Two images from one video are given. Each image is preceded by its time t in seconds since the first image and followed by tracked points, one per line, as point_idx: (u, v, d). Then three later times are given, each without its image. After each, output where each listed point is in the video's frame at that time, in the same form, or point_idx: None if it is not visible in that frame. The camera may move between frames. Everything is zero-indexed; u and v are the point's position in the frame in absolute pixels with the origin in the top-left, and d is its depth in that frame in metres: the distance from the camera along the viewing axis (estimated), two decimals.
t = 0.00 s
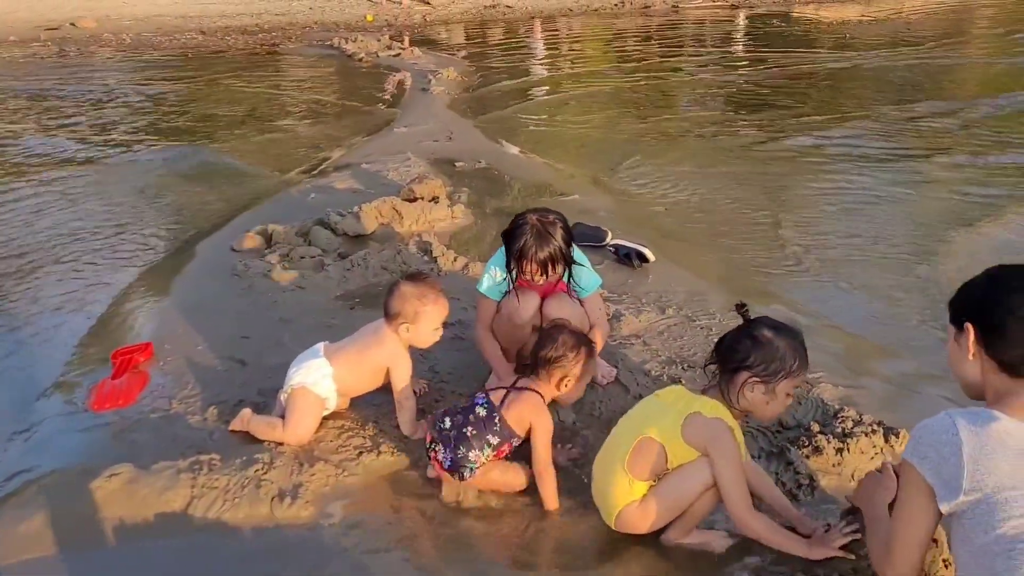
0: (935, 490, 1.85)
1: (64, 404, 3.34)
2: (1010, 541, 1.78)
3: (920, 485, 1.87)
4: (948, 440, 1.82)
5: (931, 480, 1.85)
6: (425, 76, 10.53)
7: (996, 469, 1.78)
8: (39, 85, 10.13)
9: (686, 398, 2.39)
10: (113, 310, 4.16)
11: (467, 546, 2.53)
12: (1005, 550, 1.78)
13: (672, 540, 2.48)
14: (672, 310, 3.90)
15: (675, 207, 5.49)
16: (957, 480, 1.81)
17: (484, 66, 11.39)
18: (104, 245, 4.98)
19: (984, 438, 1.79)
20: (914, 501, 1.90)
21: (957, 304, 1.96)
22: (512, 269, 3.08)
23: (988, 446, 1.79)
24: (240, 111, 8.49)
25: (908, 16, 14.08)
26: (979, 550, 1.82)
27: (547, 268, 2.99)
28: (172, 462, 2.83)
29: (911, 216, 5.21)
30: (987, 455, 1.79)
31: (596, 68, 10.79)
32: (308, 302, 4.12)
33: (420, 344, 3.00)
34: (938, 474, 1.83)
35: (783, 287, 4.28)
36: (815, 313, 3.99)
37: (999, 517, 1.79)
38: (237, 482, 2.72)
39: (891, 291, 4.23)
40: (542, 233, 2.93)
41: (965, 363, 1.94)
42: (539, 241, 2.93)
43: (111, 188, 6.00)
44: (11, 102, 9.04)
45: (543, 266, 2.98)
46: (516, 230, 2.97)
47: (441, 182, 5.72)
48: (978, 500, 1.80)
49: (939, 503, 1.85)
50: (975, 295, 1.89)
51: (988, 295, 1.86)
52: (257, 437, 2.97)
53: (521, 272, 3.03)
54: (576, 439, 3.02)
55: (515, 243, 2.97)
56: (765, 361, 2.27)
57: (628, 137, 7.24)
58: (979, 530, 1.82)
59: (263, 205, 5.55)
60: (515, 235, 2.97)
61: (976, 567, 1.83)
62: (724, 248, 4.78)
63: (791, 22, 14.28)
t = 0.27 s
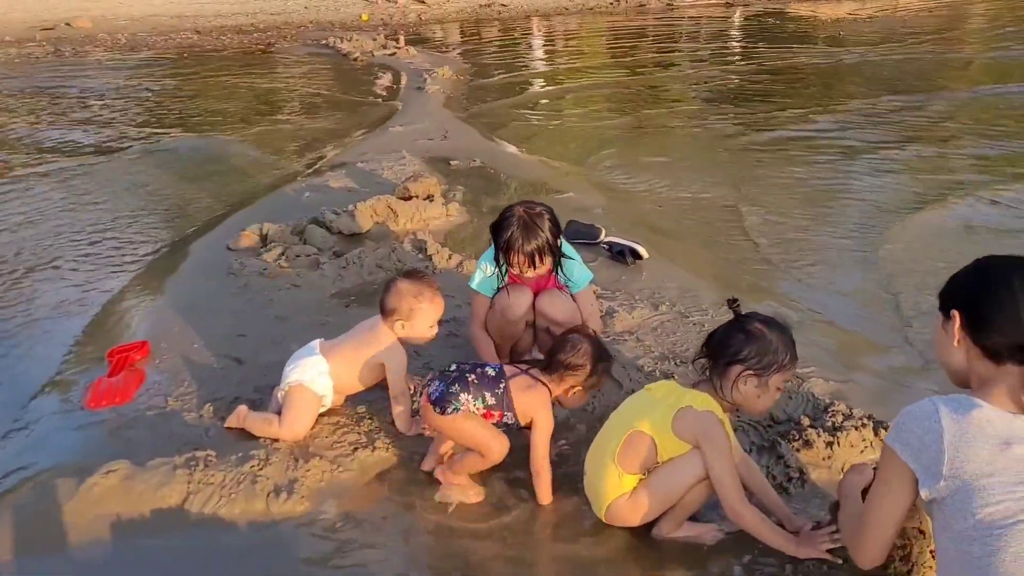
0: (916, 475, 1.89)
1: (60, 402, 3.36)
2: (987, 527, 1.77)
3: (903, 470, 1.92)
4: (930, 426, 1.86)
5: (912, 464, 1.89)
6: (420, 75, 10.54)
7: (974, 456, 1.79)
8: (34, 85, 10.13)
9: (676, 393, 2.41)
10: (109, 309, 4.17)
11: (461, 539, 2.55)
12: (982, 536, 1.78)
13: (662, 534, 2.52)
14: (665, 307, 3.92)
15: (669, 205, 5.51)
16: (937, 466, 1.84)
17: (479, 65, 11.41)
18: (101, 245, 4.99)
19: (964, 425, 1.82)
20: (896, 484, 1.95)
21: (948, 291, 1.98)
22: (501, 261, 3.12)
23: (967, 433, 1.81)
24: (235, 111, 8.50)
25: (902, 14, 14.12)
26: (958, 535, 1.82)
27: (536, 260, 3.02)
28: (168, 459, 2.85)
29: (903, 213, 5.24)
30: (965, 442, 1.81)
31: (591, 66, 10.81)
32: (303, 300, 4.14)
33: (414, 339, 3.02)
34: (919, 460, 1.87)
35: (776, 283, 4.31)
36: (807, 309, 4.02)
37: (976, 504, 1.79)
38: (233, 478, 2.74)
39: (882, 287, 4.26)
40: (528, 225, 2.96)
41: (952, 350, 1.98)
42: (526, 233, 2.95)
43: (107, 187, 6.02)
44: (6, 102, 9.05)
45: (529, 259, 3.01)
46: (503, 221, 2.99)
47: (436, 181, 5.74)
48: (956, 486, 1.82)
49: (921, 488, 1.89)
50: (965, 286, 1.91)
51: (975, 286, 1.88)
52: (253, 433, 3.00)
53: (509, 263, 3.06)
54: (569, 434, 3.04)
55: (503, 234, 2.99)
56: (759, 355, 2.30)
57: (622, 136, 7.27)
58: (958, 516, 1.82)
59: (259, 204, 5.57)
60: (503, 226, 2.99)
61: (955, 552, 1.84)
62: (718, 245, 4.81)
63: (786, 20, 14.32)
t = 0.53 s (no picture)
0: (894, 470, 1.98)
1: (62, 400, 3.42)
2: (960, 518, 1.86)
3: (881, 466, 2.01)
4: (908, 423, 1.95)
5: (890, 460, 1.98)
6: (419, 77, 10.60)
7: (948, 450, 1.89)
8: (34, 88, 10.19)
9: (662, 386, 2.46)
10: (109, 309, 4.22)
11: (455, 532, 2.61)
12: (954, 527, 1.86)
13: (653, 526, 2.57)
14: (658, 306, 3.98)
15: (664, 206, 5.57)
16: (913, 461, 1.93)
17: (478, 68, 11.46)
18: (101, 246, 5.04)
19: (938, 421, 1.91)
20: (878, 482, 2.04)
21: (927, 290, 2.02)
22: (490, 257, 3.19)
23: (942, 428, 1.90)
24: (234, 113, 8.55)
25: (900, 16, 14.16)
26: (933, 527, 1.91)
27: (525, 257, 3.09)
28: (168, 455, 2.90)
29: (895, 214, 5.30)
30: (940, 437, 1.90)
31: (589, 69, 10.86)
32: (302, 300, 4.19)
33: (411, 339, 3.06)
34: (897, 456, 1.97)
35: (769, 283, 4.36)
36: (798, 308, 4.07)
37: (950, 496, 1.88)
38: (231, 473, 2.79)
39: (873, 286, 4.31)
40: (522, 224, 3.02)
41: (932, 349, 2.01)
42: (518, 231, 3.02)
43: (107, 189, 6.07)
44: (7, 105, 9.10)
45: (516, 256, 3.08)
46: (499, 213, 3.07)
47: (433, 182, 5.79)
48: (931, 479, 1.91)
49: (898, 483, 1.99)
50: (941, 286, 1.94)
51: (949, 286, 1.92)
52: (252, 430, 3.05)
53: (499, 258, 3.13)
54: (563, 430, 3.10)
55: (496, 228, 3.06)
56: (743, 348, 2.36)
57: (618, 138, 7.32)
58: (933, 509, 1.91)
59: (258, 205, 5.62)
60: (497, 220, 3.07)
61: (929, 543, 1.93)
62: (711, 245, 4.86)
63: (783, 22, 14.37)
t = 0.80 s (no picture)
0: (860, 447, 2.06)
1: (63, 391, 3.50)
2: (922, 491, 1.93)
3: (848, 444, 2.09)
4: (874, 401, 2.03)
5: (857, 437, 2.06)
6: (416, 77, 10.67)
7: (911, 427, 1.96)
8: (35, 88, 10.26)
9: (645, 372, 2.55)
10: (109, 304, 4.31)
11: (444, 515, 2.69)
12: (915, 499, 1.93)
13: (636, 509, 2.65)
14: (647, 300, 4.06)
15: (656, 204, 5.65)
16: (877, 436, 2.01)
17: (475, 68, 11.54)
18: (100, 243, 5.13)
19: (902, 399, 1.99)
20: (848, 460, 2.12)
21: (896, 273, 2.10)
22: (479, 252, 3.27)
23: (904, 406, 1.98)
24: (232, 112, 8.63)
25: (896, 16, 14.24)
26: (896, 500, 1.98)
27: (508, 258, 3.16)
28: (166, 443, 2.99)
29: (882, 212, 5.39)
30: (902, 414, 1.98)
31: (585, 69, 10.95)
32: (298, 294, 4.28)
33: (405, 332, 3.16)
34: (864, 433, 2.04)
35: (756, 278, 4.45)
36: (784, 302, 4.16)
37: (912, 468, 1.95)
38: (227, 460, 2.88)
39: (858, 281, 4.40)
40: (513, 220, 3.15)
41: (900, 329, 2.09)
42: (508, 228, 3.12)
43: (106, 188, 6.15)
44: (7, 105, 9.18)
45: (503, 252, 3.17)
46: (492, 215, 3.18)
47: (428, 180, 5.87)
48: (893, 454, 1.98)
49: (864, 459, 2.06)
50: (916, 269, 2.03)
51: (926, 266, 2.01)
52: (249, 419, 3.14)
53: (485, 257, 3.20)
54: (551, 420, 3.18)
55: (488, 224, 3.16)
56: (723, 334, 2.44)
57: (612, 137, 7.40)
58: (897, 481, 1.98)
59: (256, 203, 5.70)
60: (490, 218, 3.17)
61: (893, 516, 2.00)
62: (701, 242, 4.95)
63: (780, 22, 14.46)
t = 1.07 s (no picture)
0: (834, 435, 2.12)
1: (66, 382, 3.59)
2: (894, 476, 1.98)
3: (823, 432, 2.15)
4: (846, 392, 2.09)
5: (830, 424, 2.13)
6: (415, 76, 10.76)
7: (883, 415, 2.01)
8: (37, 86, 10.35)
9: (628, 359, 2.64)
10: (111, 298, 4.40)
11: (437, 500, 2.78)
12: (887, 484, 1.99)
13: (622, 494, 2.73)
14: (638, 294, 4.15)
15: (650, 201, 5.74)
16: (850, 426, 2.07)
17: (474, 66, 11.62)
18: (102, 239, 5.22)
19: (874, 389, 2.05)
20: (818, 440, 2.20)
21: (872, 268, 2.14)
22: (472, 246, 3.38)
23: (875, 395, 2.04)
24: (233, 111, 8.72)
25: (892, 15, 14.32)
26: (869, 486, 2.05)
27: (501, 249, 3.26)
28: (167, 430, 3.07)
29: (872, 209, 5.48)
30: (874, 403, 2.03)
31: (583, 68, 11.04)
32: (296, 288, 4.36)
33: (403, 326, 3.23)
34: (837, 423, 2.10)
35: (746, 273, 4.54)
36: (772, 296, 4.25)
37: (884, 455, 2.01)
38: (227, 447, 2.96)
39: (846, 277, 4.49)
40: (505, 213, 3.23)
41: (875, 320, 2.14)
42: (500, 220, 3.22)
43: (108, 185, 6.24)
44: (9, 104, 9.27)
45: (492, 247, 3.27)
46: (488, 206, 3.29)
47: (425, 177, 5.96)
48: (866, 442, 2.04)
49: (839, 447, 2.12)
50: (893, 261, 2.06)
51: (902, 262, 2.05)
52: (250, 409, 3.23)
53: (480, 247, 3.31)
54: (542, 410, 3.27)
55: (482, 216, 3.28)
56: (694, 322, 2.53)
57: (608, 136, 7.49)
58: (870, 468, 2.04)
59: (255, 200, 5.79)
60: (484, 211, 3.29)
61: (867, 501, 2.06)
62: (692, 238, 5.04)
63: (776, 21, 14.55)
